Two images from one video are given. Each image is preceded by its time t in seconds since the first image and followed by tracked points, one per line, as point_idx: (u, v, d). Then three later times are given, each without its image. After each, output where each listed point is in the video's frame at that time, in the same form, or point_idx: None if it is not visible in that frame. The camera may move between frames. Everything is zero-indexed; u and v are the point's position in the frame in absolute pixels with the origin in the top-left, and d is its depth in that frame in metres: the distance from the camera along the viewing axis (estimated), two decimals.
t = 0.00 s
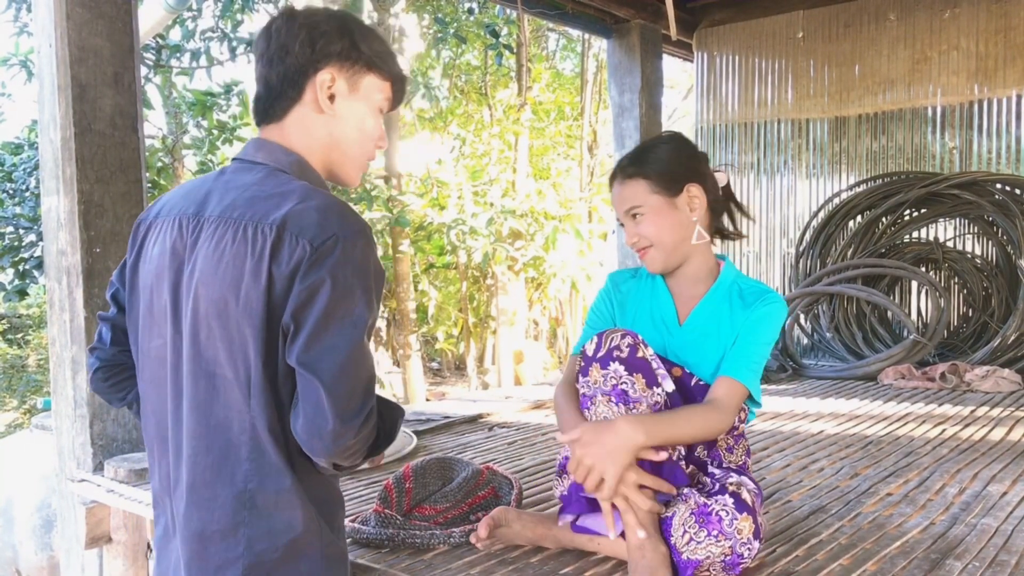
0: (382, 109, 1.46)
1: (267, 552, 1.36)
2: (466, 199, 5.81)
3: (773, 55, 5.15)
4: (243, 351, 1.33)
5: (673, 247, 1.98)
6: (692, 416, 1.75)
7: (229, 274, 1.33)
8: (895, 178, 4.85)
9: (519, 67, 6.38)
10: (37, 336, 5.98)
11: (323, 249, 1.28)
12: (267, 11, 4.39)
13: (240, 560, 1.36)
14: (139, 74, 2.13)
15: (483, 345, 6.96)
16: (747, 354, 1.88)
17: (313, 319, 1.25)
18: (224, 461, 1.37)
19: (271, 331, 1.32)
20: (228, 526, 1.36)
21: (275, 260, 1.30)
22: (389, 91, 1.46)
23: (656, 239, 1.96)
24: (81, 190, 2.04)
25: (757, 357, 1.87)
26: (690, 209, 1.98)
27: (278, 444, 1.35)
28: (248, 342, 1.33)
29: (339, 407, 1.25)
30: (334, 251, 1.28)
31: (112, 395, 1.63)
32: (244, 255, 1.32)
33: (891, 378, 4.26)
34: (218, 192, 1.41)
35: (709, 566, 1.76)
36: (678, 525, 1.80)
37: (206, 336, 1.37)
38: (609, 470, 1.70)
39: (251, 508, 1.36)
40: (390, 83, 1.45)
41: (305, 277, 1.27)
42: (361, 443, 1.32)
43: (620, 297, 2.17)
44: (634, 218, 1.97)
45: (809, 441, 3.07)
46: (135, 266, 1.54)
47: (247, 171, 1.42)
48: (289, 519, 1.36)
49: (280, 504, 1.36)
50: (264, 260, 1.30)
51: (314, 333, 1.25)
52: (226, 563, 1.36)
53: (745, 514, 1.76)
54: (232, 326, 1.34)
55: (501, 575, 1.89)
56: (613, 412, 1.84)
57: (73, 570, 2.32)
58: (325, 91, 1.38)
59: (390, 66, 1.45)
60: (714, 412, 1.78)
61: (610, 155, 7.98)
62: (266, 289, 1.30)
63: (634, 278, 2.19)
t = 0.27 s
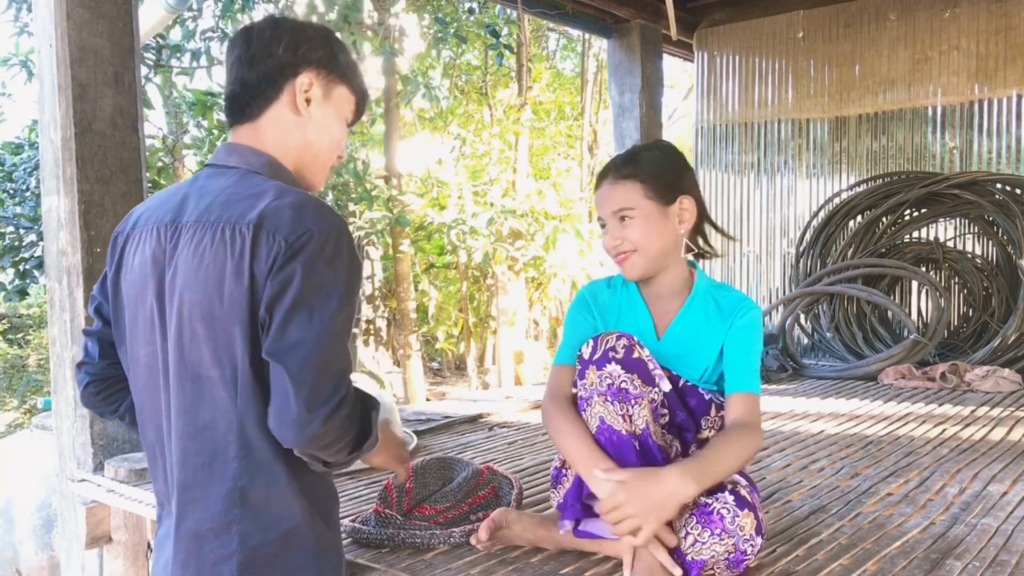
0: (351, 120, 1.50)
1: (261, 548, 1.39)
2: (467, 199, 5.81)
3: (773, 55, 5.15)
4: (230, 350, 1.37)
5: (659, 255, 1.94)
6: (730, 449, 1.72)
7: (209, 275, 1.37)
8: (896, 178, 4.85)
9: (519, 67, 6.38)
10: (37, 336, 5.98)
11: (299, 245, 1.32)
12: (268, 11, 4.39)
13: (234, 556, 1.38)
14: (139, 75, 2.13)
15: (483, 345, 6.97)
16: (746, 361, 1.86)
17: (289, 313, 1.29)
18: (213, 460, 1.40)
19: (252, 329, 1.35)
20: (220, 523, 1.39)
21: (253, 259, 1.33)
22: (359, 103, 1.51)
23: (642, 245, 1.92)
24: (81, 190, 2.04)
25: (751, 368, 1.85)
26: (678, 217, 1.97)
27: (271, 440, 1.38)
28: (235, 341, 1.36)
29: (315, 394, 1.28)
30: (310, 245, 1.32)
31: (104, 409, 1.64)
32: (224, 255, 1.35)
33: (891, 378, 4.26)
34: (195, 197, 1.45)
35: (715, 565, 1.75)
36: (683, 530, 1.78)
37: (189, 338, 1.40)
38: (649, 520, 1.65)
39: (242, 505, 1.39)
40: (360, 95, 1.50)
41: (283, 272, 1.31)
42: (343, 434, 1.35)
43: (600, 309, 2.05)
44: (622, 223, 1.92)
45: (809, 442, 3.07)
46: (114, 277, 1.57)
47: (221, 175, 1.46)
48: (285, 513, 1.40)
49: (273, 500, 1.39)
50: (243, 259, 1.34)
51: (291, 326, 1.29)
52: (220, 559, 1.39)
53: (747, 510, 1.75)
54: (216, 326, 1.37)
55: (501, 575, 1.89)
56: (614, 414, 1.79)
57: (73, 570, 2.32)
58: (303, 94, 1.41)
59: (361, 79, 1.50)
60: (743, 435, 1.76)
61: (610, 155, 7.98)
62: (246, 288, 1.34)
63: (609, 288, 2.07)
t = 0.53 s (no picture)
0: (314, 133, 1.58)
1: (246, 539, 1.42)
2: (466, 199, 5.81)
3: (774, 55, 5.15)
4: (210, 349, 1.42)
5: (668, 255, 1.94)
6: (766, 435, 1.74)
7: (190, 277, 1.42)
8: (896, 178, 4.85)
9: (519, 68, 6.39)
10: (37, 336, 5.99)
11: (276, 242, 1.38)
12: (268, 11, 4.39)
13: (222, 545, 1.42)
14: (139, 74, 2.13)
15: (482, 345, 6.97)
16: (758, 353, 1.87)
17: (272, 305, 1.36)
18: (200, 454, 1.44)
19: (234, 325, 1.41)
20: (208, 514, 1.43)
21: (232, 258, 1.39)
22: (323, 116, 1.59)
23: (651, 246, 1.91)
24: (81, 190, 2.03)
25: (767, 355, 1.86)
26: (685, 218, 1.96)
27: (254, 432, 1.42)
28: (215, 340, 1.41)
29: (307, 380, 1.36)
30: (286, 242, 1.38)
31: (82, 421, 1.68)
32: (202, 257, 1.41)
33: (892, 378, 4.26)
34: (170, 204, 1.51)
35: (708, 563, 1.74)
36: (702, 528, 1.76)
37: (170, 339, 1.45)
38: (693, 510, 1.64)
39: (227, 496, 1.42)
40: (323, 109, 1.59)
41: (261, 270, 1.37)
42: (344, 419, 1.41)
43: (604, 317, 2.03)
44: (632, 221, 1.91)
45: (809, 442, 3.07)
46: (93, 288, 1.62)
47: (194, 182, 1.52)
48: (271, 504, 1.43)
49: (256, 491, 1.43)
50: (222, 258, 1.39)
51: (276, 319, 1.36)
52: (209, 549, 1.42)
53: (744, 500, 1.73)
54: (197, 327, 1.42)
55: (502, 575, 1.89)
56: (621, 410, 1.80)
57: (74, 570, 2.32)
58: (271, 104, 1.49)
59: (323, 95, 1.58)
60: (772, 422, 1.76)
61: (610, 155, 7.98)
62: (227, 286, 1.39)
63: (610, 295, 2.06)
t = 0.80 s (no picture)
0: (288, 137, 1.60)
1: (230, 525, 1.43)
2: (466, 199, 5.82)
3: (773, 55, 5.15)
4: (188, 344, 1.42)
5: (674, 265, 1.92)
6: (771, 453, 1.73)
7: (168, 275, 1.42)
8: (896, 178, 4.84)
9: (519, 67, 6.39)
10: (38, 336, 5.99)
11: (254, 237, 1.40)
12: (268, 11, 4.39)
13: (206, 532, 1.43)
14: (139, 74, 2.12)
15: (482, 345, 6.97)
16: (752, 355, 1.86)
17: (257, 297, 1.39)
18: (182, 444, 1.44)
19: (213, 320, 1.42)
20: (192, 502, 1.44)
21: (209, 253, 1.40)
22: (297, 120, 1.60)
23: (660, 256, 1.89)
24: (81, 190, 2.03)
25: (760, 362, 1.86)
26: (691, 229, 1.95)
27: (234, 421, 1.42)
28: (193, 335, 1.41)
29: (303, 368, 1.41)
30: (264, 236, 1.40)
31: (72, 426, 1.71)
32: (180, 254, 1.41)
33: (892, 378, 4.26)
34: (147, 206, 1.51)
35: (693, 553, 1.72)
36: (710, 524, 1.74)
37: (150, 336, 1.45)
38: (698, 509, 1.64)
39: (211, 485, 1.43)
40: (297, 112, 1.60)
41: (241, 265, 1.38)
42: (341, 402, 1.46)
43: (598, 318, 2.02)
44: (644, 229, 1.88)
45: (810, 442, 3.07)
46: (76, 294, 1.63)
47: (170, 183, 1.53)
48: (254, 493, 1.44)
49: (238, 479, 1.43)
50: (200, 255, 1.40)
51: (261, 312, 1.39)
52: (194, 537, 1.43)
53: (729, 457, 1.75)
54: (175, 322, 1.43)
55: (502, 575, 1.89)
56: (612, 412, 1.80)
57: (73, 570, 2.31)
58: (238, 109, 1.51)
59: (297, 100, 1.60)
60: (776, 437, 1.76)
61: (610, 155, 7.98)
62: (205, 282, 1.40)
63: (603, 297, 2.05)
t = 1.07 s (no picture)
0: (280, 134, 1.56)
1: (214, 519, 1.42)
2: (466, 199, 5.82)
3: (773, 55, 5.15)
4: (170, 340, 1.41)
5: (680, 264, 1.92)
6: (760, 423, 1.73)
7: (149, 271, 1.41)
8: (896, 178, 4.84)
9: (519, 68, 6.39)
10: (38, 336, 6.00)
11: (225, 230, 1.36)
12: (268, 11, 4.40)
13: (190, 528, 1.42)
14: (139, 74, 2.12)
15: (482, 345, 6.97)
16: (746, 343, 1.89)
17: (224, 290, 1.34)
18: (168, 438, 1.43)
19: (190, 317, 1.39)
20: (176, 496, 1.43)
21: (185, 248, 1.37)
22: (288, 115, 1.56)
23: (670, 254, 1.89)
24: (81, 190, 2.02)
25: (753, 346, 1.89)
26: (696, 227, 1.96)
27: (214, 414, 1.41)
28: (175, 330, 1.40)
29: (264, 361, 1.33)
30: (235, 229, 1.36)
31: (80, 426, 1.70)
32: (159, 249, 1.40)
33: (892, 378, 4.26)
34: (140, 204, 1.52)
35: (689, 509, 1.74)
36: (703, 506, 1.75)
37: (134, 331, 1.44)
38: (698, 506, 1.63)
39: (193, 479, 1.42)
40: (287, 107, 1.56)
41: (211, 259, 1.35)
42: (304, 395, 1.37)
43: (597, 314, 2.02)
44: (660, 229, 1.86)
45: (810, 442, 3.07)
46: (78, 295, 1.64)
47: (164, 181, 1.53)
48: (237, 487, 1.42)
49: (221, 472, 1.42)
50: (176, 250, 1.38)
51: (227, 304, 1.34)
52: (179, 532, 1.42)
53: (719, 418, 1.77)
54: (157, 318, 1.41)
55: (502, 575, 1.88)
56: (604, 408, 1.80)
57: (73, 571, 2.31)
58: (219, 108, 1.49)
59: (289, 96, 1.56)
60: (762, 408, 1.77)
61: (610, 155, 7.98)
62: (181, 276, 1.38)
63: (599, 294, 2.04)
